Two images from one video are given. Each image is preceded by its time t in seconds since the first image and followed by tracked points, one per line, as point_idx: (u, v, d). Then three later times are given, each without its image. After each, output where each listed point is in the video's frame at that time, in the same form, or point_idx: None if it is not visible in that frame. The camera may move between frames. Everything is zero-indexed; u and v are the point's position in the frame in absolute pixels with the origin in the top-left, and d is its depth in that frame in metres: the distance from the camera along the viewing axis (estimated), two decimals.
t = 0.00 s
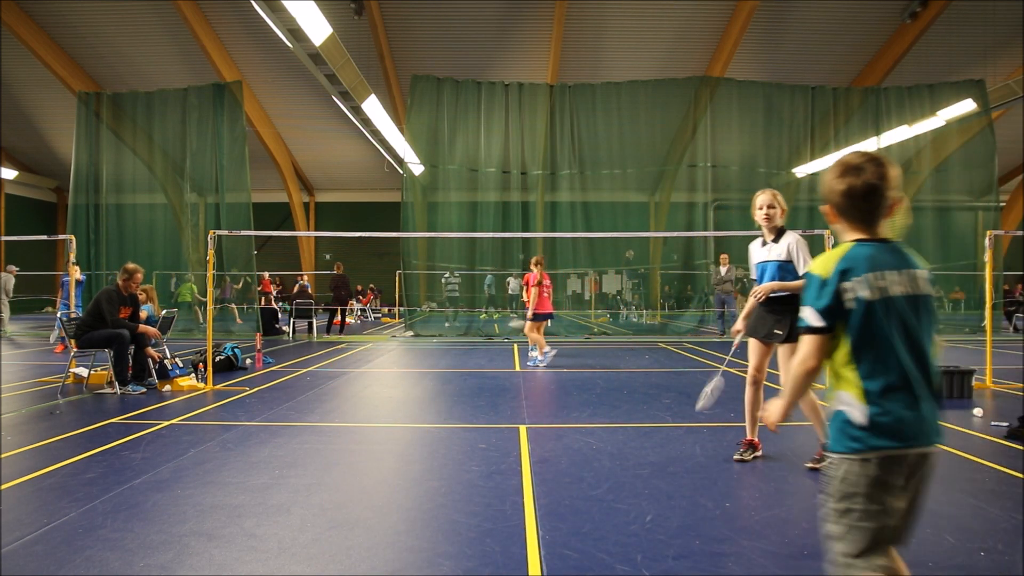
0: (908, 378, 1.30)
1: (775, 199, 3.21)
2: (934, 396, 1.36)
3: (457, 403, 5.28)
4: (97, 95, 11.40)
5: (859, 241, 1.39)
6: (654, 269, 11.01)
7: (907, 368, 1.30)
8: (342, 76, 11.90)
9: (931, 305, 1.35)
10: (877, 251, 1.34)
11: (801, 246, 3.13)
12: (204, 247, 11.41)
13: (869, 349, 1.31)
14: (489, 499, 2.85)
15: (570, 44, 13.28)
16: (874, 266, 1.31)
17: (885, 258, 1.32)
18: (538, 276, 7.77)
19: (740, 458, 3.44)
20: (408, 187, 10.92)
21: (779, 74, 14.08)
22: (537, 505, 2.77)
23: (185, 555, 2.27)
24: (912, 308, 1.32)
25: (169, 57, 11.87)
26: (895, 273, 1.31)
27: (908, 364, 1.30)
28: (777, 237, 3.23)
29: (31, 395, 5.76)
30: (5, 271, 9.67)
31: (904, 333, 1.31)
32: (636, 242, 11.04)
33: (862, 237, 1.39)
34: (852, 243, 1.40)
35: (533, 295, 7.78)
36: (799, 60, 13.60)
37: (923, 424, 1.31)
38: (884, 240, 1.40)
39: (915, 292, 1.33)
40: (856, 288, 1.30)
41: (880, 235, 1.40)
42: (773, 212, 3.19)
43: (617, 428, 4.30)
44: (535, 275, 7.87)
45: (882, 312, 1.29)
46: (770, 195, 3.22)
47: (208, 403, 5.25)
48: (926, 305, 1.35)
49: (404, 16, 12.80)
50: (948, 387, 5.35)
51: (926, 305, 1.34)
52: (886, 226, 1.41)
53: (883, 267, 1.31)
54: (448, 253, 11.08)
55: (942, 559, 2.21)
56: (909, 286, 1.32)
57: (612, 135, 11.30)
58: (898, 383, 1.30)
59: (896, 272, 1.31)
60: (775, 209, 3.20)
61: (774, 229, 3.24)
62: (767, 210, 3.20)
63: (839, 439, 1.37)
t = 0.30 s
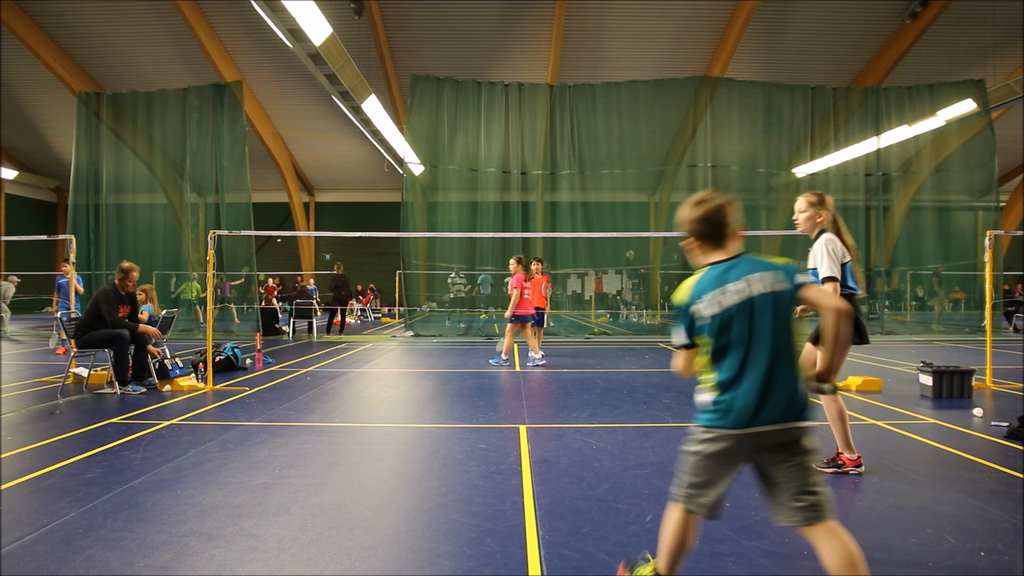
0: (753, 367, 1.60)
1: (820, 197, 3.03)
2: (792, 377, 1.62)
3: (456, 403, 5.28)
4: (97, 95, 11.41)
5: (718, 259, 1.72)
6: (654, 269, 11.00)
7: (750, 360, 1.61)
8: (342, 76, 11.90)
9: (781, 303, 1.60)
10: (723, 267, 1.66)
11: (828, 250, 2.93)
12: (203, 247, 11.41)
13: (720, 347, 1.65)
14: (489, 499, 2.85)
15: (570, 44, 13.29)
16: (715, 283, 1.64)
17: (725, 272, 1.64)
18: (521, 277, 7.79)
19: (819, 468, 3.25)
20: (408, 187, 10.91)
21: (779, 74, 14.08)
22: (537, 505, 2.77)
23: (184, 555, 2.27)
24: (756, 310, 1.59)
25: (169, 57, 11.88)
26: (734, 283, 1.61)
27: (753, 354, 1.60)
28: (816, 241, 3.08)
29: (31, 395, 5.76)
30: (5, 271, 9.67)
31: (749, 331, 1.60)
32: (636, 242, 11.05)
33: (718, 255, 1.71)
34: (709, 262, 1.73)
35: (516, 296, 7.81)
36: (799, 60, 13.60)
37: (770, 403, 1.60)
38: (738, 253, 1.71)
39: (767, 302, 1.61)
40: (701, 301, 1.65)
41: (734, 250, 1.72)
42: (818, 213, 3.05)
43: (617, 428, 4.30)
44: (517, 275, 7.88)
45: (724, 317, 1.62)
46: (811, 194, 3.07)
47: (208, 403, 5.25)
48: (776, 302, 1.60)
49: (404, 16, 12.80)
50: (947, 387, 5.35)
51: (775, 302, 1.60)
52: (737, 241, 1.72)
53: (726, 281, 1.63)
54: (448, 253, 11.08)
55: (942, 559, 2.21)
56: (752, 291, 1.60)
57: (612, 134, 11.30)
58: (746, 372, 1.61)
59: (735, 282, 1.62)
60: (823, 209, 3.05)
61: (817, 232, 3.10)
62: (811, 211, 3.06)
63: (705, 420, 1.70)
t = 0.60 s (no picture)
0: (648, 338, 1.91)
1: (856, 187, 3.03)
2: (684, 347, 1.92)
3: (456, 403, 5.28)
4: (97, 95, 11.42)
5: (625, 247, 2.03)
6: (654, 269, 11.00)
7: (644, 331, 1.92)
8: (342, 76, 11.90)
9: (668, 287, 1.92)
10: (625, 253, 1.98)
11: (847, 244, 2.94)
12: (203, 247, 11.41)
13: (621, 321, 1.96)
14: (489, 499, 2.85)
15: (570, 44, 13.29)
16: (617, 267, 1.96)
17: (626, 257, 1.96)
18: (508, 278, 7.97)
19: (819, 463, 3.31)
20: (408, 187, 10.91)
21: (779, 74, 14.08)
22: (537, 505, 2.77)
23: (184, 555, 2.27)
24: (649, 288, 1.92)
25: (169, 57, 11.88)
26: (633, 265, 1.94)
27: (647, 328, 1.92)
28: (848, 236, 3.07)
29: (32, 395, 5.76)
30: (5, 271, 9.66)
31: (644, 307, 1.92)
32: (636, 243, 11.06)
33: (625, 244, 2.02)
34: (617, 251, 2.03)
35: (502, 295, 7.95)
36: (799, 60, 13.60)
37: (662, 369, 1.89)
38: (642, 242, 2.02)
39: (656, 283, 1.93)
40: (605, 281, 1.98)
41: (639, 239, 2.03)
42: (852, 209, 3.04)
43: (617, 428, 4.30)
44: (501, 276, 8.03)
45: (623, 294, 1.94)
46: (851, 184, 3.06)
47: (208, 403, 5.25)
48: (666, 282, 1.92)
49: (404, 16, 12.81)
50: (947, 387, 5.36)
51: (667, 283, 1.92)
52: (643, 232, 2.03)
53: (626, 264, 1.95)
54: (448, 253, 11.08)
55: (941, 559, 2.21)
56: (646, 273, 1.92)
57: (613, 134, 11.30)
58: (642, 343, 1.91)
59: (633, 266, 1.94)
60: (859, 203, 3.02)
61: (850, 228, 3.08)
62: (845, 207, 3.06)
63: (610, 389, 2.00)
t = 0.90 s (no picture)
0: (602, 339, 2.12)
1: (886, 195, 2.91)
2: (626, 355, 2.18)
3: (456, 403, 5.28)
4: (97, 95, 11.42)
5: (587, 254, 2.22)
6: (654, 269, 11.00)
7: (602, 332, 2.13)
8: (342, 76, 11.89)
9: (624, 300, 2.17)
10: (592, 260, 2.17)
11: (884, 249, 2.80)
12: (203, 247, 11.40)
13: (582, 318, 2.13)
14: (488, 499, 2.85)
15: (570, 44, 13.29)
16: (590, 270, 2.13)
17: (596, 264, 2.15)
18: (498, 279, 7.94)
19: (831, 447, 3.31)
20: (408, 187, 10.90)
21: (779, 74, 14.08)
22: (536, 505, 2.77)
23: (184, 555, 2.27)
24: (613, 296, 2.14)
25: (169, 57, 11.89)
26: (602, 275, 2.14)
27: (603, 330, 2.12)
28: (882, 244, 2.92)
29: (32, 395, 5.76)
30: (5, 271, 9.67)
31: (602, 311, 2.13)
32: (636, 242, 11.06)
33: (588, 251, 2.21)
34: (583, 254, 2.22)
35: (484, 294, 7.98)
36: (799, 60, 13.60)
37: (616, 368, 2.11)
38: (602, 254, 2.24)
39: (618, 294, 2.15)
40: (576, 278, 2.12)
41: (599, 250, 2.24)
42: (887, 213, 2.89)
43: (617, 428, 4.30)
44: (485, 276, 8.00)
45: (589, 295, 2.12)
46: (883, 191, 2.94)
47: (208, 403, 5.25)
48: (623, 298, 2.16)
49: (404, 16, 12.81)
50: (947, 388, 5.35)
51: (623, 299, 2.17)
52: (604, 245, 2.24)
53: (595, 270, 2.14)
54: (448, 253, 11.08)
55: (941, 559, 2.21)
56: (610, 283, 2.14)
57: (613, 134, 11.29)
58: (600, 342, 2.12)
59: (604, 275, 2.14)
60: (893, 207, 2.88)
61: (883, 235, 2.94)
62: (878, 211, 2.93)
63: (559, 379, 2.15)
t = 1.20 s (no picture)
0: (553, 337, 2.43)
1: (897, 177, 2.70)
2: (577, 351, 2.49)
3: (456, 403, 5.28)
4: (97, 95, 11.42)
5: (539, 262, 2.52)
6: (654, 269, 11.01)
7: (552, 331, 2.43)
8: (342, 76, 11.89)
9: (574, 303, 2.45)
10: (543, 268, 2.46)
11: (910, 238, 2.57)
12: (203, 247, 11.40)
13: (534, 321, 2.44)
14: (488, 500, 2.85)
15: (570, 44, 13.29)
16: (540, 279, 2.43)
17: (547, 272, 2.44)
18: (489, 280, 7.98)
19: (868, 497, 2.75)
20: (408, 187, 10.90)
21: (779, 74, 14.08)
22: (536, 505, 2.77)
23: (184, 555, 2.27)
24: (562, 300, 2.43)
25: (169, 57, 11.89)
26: (551, 282, 2.42)
27: (555, 329, 2.43)
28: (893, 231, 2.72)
29: (31, 395, 5.75)
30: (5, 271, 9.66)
31: (553, 312, 2.42)
32: (636, 242, 11.05)
33: (541, 259, 2.50)
34: (536, 263, 2.51)
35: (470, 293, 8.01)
36: (798, 60, 13.61)
37: (567, 363, 2.44)
38: (552, 260, 2.53)
39: (567, 299, 2.43)
40: (527, 287, 2.43)
41: (551, 258, 2.52)
42: (902, 196, 2.68)
43: (617, 428, 4.30)
44: (474, 276, 8.01)
45: (541, 301, 2.42)
46: (893, 174, 2.73)
47: (208, 403, 5.25)
48: (573, 300, 2.45)
49: (404, 16, 12.82)
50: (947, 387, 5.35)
51: (573, 302, 2.45)
52: (554, 252, 2.53)
53: (545, 278, 2.43)
54: (448, 253, 11.07)
55: (941, 559, 2.21)
56: (560, 288, 2.42)
57: (613, 134, 11.29)
58: (551, 340, 2.43)
59: (552, 282, 2.43)
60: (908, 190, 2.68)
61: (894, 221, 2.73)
62: (893, 194, 2.70)
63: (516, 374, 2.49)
